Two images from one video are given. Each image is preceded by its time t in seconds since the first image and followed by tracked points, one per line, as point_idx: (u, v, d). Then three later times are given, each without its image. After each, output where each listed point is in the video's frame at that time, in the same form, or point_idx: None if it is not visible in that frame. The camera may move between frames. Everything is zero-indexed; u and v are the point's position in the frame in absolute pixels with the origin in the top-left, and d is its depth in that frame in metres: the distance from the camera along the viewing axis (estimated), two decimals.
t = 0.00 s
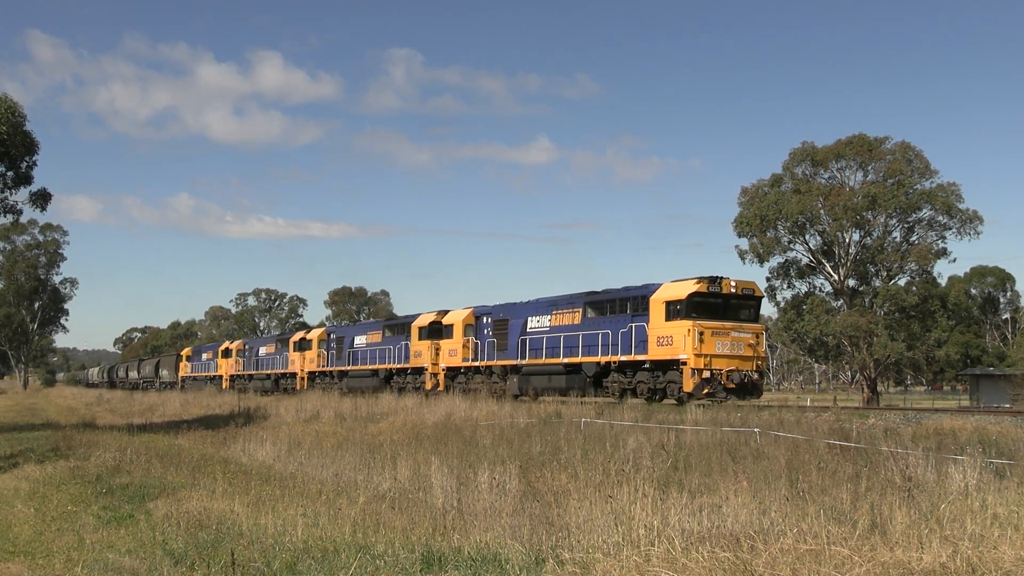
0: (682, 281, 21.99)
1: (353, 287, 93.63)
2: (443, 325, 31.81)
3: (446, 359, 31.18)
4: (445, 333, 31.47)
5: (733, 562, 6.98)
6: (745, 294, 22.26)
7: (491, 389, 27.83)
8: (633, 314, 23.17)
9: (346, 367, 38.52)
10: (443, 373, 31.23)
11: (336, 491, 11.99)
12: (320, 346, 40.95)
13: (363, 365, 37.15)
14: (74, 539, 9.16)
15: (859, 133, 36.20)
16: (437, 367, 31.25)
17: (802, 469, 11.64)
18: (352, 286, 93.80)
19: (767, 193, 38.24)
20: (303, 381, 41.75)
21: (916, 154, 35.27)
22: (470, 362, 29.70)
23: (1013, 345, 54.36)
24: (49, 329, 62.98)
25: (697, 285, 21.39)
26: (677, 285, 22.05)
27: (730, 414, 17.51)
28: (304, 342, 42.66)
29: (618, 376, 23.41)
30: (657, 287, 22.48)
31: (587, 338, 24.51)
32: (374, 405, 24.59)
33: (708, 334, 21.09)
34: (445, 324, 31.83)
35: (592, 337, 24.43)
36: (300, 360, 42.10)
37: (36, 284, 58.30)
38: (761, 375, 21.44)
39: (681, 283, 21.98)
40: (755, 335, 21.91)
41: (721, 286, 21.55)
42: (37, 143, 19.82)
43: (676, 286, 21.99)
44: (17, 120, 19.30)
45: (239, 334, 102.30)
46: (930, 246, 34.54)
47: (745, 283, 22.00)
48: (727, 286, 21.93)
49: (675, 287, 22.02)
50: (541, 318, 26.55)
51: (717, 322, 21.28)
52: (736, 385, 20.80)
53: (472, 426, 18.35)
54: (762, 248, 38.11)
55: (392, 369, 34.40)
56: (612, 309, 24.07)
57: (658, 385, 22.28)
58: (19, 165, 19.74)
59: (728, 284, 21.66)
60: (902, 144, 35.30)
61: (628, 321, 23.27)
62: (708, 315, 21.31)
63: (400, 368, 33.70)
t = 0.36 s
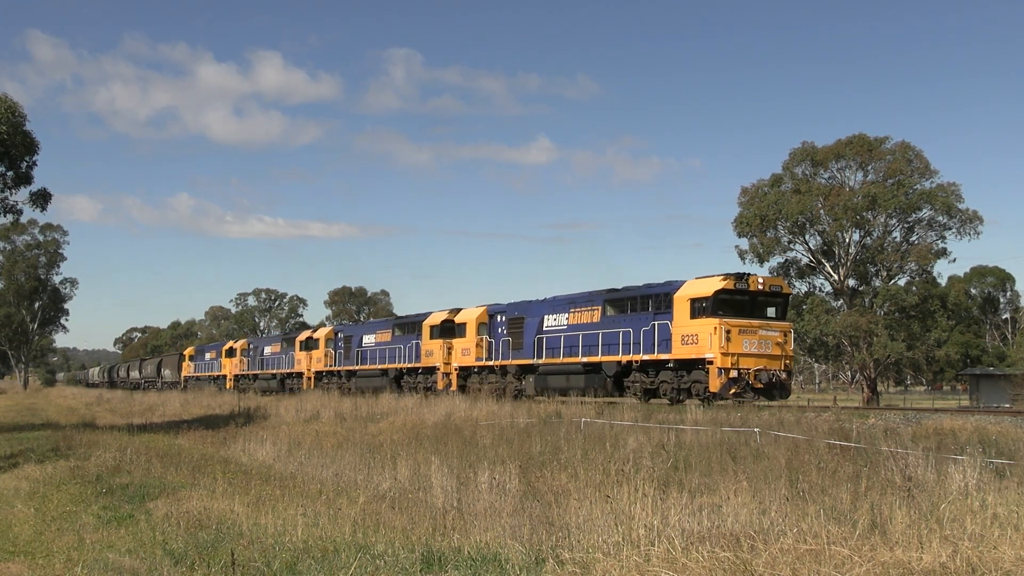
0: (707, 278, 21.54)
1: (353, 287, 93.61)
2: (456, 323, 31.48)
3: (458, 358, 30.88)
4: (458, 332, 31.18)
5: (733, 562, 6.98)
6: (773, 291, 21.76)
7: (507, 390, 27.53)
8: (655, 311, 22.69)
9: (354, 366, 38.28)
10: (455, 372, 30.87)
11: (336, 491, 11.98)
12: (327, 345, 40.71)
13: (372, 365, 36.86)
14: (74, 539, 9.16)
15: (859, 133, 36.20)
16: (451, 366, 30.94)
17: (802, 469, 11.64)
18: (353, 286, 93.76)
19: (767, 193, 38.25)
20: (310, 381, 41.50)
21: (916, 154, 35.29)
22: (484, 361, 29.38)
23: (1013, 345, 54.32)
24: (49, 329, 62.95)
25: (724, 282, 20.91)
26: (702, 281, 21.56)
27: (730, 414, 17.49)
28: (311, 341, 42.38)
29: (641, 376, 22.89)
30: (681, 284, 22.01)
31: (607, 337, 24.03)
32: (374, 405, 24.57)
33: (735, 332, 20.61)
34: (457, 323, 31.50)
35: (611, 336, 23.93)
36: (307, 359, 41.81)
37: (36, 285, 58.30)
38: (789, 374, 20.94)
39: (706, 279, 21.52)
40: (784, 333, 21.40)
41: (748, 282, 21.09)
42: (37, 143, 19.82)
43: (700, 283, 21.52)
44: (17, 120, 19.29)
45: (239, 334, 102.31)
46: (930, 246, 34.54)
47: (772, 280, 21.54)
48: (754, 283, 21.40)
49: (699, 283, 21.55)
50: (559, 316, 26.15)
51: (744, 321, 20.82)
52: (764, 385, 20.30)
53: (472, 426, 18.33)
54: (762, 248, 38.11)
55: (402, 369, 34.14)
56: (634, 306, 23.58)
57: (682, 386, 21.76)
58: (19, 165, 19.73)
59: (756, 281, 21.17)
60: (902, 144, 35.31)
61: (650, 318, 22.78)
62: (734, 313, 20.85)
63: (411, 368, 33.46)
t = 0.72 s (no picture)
0: (733, 274, 21.16)
1: (353, 287, 93.60)
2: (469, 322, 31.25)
3: (472, 357, 30.71)
4: (471, 331, 30.98)
5: (733, 562, 6.98)
6: (803, 287, 21.36)
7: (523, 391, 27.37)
8: (679, 310, 22.29)
9: (363, 366, 38.13)
10: (468, 372, 30.68)
11: (336, 491, 11.98)
12: (335, 344, 40.57)
13: (383, 364, 36.70)
14: (74, 539, 9.16)
15: (859, 133, 36.19)
16: (465, 366, 30.73)
17: (802, 469, 11.64)
18: (353, 286, 93.73)
19: (767, 193, 38.25)
20: (318, 381, 41.34)
21: (916, 154, 35.30)
22: (499, 360, 29.21)
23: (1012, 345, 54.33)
24: (49, 329, 62.94)
25: (753, 279, 20.52)
26: (730, 277, 21.17)
27: (730, 414, 17.48)
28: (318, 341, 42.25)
29: (663, 377, 22.59)
30: (707, 281, 21.62)
31: (627, 336, 23.66)
32: (374, 405, 24.55)
33: (764, 331, 20.23)
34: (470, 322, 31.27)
35: (632, 335, 23.55)
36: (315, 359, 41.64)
37: (36, 285, 58.32)
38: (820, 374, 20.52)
39: (733, 275, 21.15)
40: (814, 332, 20.95)
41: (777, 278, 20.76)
42: (37, 143, 19.83)
43: (727, 279, 21.15)
44: (17, 120, 19.29)
45: (239, 334, 102.32)
46: (930, 246, 34.54)
47: (802, 276, 21.18)
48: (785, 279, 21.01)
49: (726, 280, 21.18)
50: (577, 315, 25.80)
51: (773, 318, 20.46)
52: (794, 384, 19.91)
53: (472, 426, 18.33)
54: (762, 248, 38.11)
55: (413, 369, 34.00)
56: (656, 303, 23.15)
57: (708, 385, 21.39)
58: (19, 165, 19.74)
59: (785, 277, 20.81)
60: (902, 144, 35.31)
61: (674, 317, 22.34)
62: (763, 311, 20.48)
63: (422, 368, 33.27)
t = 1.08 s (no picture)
0: (762, 271, 21.10)
1: (354, 286, 93.58)
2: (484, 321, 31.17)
3: (486, 357, 30.64)
4: (485, 330, 30.90)
5: (733, 562, 6.98)
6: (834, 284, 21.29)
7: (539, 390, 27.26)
8: (705, 307, 22.22)
9: (373, 365, 38.06)
10: (482, 372, 30.60)
11: (336, 491, 11.98)
12: (344, 344, 40.49)
13: (394, 364, 36.62)
14: (74, 539, 9.16)
15: (859, 133, 36.17)
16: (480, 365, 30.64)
17: (802, 469, 11.64)
18: (353, 286, 93.70)
19: (767, 193, 38.24)
20: (326, 380, 41.26)
21: (916, 154, 35.29)
22: (514, 360, 29.13)
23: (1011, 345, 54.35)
24: (49, 329, 62.93)
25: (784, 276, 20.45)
26: (758, 274, 21.09)
27: (730, 414, 17.48)
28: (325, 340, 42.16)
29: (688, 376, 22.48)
30: (735, 278, 21.54)
31: (650, 334, 23.61)
32: (374, 405, 24.55)
33: (795, 329, 20.11)
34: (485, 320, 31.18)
35: (655, 333, 23.50)
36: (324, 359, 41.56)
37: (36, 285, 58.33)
38: (853, 373, 20.36)
39: (761, 272, 21.08)
40: (846, 330, 20.81)
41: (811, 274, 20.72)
42: (37, 143, 19.84)
43: (755, 276, 21.07)
44: (17, 120, 19.30)
45: (239, 334, 102.30)
46: (930, 246, 34.53)
47: (834, 273, 21.12)
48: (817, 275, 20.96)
49: (754, 277, 21.10)
50: (597, 313, 25.75)
51: (804, 316, 20.35)
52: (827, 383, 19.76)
53: (472, 426, 18.33)
54: (762, 248, 38.11)
55: (425, 369, 33.93)
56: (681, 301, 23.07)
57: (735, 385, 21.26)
58: (19, 165, 19.75)
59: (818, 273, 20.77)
60: (902, 144, 35.29)
61: (700, 314, 22.27)
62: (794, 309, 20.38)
63: (434, 368, 33.22)
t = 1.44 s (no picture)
0: (794, 269, 21.04)
1: (354, 286, 93.56)
2: (499, 320, 31.14)
3: (501, 356, 30.63)
4: (500, 329, 30.88)
5: (733, 562, 6.98)
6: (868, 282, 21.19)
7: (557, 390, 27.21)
8: (732, 305, 22.16)
9: (383, 365, 38.05)
10: (496, 371, 30.61)
11: (335, 491, 11.98)
12: (353, 343, 40.45)
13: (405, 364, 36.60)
14: (74, 539, 9.16)
15: (859, 133, 36.17)
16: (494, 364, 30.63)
17: (802, 469, 11.64)
18: (353, 286, 93.68)
19: (767, 193, 38.24)
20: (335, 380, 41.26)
21: (916, 154, 35.31)
22: (531, 360, 29.11)
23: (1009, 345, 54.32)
24: (49, 329, 62.94)
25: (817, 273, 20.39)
26: (790, 272, 21.01)
27: (731, 414, 17.48)
28: (332, 339, 42.11)
29: (715, 376, 22.49)
30: (765, 275, 21.49)
31: (673, 332, 23.57)
32: (375, 406, 24.54)
33: (829, 327, 20.00)
34: (500, 319, 31.14)
35: (678, 331, 23.47)
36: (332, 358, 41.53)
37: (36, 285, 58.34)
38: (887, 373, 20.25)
39: (793, 270, 21.01)
40: (880, 329, 20.69)
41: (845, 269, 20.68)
42: (38, 143, 19.84)
43: (787, 274, 20.99)
44: (17, 120, 19.30)
45: (239, 333, 102.30)
46: (930, 246, 34.50)
47: (868, 270, 21.05)
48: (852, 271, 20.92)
49: (786, 275, 21.01)
50: (618, 311, 25.71)
51: (838, 314, 20.24)
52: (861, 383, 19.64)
53: (472, 427, 18.33)
54: (762, 248, 38.09)
55: (437, 369, 33.93)
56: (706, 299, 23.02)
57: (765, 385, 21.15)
58: (19, 165, 19.75)
59: (852, 269, 20.75)
60: (902, 144, 35.31)
61: (727, 311, 22.22)
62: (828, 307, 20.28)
63: (446, 368, 33.22)
